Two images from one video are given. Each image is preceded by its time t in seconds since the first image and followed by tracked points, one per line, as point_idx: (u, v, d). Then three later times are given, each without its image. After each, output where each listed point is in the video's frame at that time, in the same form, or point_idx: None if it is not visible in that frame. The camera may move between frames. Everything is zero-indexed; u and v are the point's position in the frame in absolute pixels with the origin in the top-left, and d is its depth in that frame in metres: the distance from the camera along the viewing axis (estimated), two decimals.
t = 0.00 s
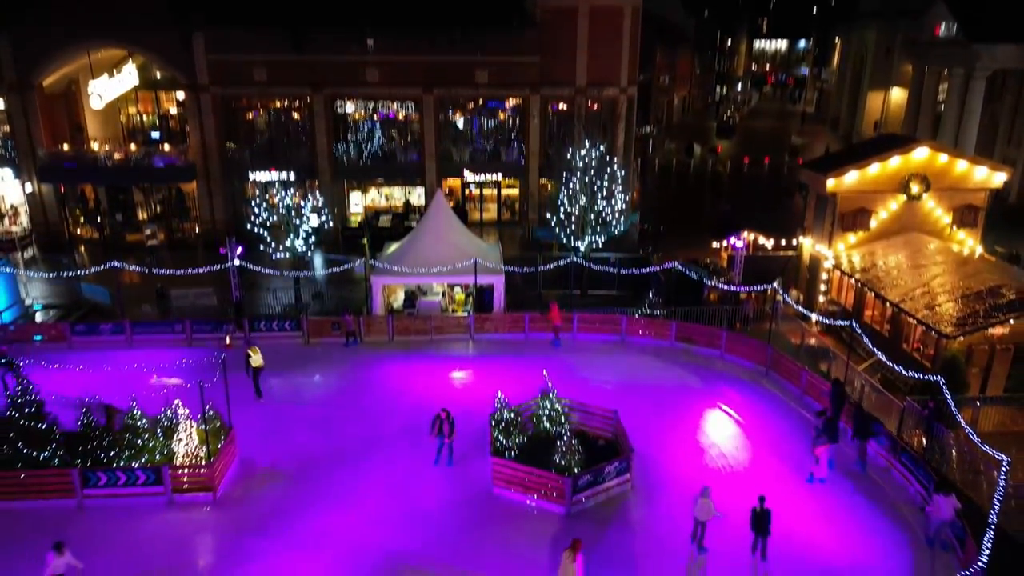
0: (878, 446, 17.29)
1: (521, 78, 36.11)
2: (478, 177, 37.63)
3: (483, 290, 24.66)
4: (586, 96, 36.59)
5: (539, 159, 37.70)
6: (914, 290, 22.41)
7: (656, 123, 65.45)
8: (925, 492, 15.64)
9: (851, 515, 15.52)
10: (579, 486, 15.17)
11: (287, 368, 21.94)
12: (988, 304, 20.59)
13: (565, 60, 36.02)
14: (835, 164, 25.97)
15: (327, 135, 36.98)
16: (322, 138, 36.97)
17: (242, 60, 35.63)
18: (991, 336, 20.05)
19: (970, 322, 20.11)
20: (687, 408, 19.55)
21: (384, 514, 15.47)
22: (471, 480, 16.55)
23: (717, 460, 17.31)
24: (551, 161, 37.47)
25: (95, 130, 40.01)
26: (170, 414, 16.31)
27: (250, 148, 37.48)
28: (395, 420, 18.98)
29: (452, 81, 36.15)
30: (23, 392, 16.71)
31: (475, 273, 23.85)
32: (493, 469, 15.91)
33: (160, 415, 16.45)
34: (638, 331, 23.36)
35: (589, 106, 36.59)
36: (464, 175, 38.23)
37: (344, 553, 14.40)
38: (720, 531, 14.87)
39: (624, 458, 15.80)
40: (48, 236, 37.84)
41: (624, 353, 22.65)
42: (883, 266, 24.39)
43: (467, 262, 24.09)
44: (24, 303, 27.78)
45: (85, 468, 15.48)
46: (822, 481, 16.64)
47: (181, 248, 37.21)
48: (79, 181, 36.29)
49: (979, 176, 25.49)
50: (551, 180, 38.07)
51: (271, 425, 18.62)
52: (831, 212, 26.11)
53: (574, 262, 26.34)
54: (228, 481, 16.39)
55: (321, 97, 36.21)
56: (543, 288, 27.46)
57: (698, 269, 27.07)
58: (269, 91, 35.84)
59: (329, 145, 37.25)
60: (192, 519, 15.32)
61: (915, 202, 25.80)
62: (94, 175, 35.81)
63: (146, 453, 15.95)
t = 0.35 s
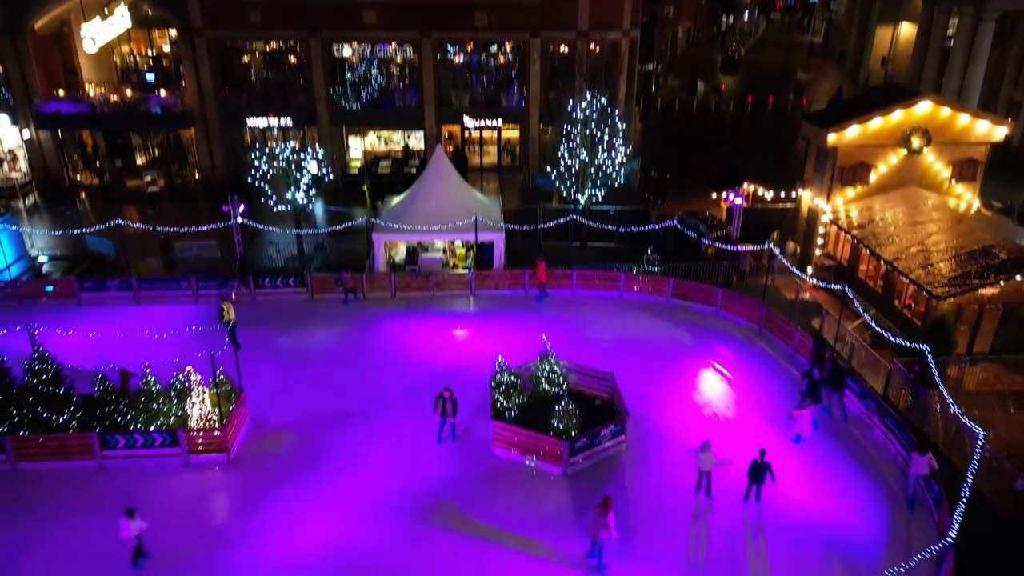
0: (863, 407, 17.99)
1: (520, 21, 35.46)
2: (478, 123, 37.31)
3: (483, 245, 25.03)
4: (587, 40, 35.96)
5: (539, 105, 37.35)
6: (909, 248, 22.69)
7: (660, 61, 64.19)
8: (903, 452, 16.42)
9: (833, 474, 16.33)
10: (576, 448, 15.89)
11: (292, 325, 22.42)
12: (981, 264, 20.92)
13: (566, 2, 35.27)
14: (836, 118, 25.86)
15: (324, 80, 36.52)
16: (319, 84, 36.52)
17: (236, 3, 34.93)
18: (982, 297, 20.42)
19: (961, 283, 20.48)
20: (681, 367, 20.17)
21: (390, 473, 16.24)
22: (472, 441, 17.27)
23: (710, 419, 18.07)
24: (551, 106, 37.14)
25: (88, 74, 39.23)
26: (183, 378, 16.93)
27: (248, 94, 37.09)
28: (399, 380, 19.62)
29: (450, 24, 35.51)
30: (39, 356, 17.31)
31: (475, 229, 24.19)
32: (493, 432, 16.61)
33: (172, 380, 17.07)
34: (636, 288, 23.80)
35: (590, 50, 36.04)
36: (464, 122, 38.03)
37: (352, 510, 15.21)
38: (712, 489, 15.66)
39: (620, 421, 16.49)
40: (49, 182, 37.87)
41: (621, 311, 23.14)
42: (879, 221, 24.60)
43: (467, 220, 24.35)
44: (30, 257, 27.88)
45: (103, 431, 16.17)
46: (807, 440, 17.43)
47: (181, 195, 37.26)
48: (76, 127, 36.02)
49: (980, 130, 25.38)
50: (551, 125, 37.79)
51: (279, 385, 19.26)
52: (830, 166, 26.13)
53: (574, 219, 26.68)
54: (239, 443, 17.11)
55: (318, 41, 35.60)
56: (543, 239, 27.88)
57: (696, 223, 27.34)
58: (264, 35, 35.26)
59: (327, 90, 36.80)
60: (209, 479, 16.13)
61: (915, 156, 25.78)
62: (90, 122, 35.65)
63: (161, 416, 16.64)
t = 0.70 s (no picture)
0: (850, 370, 18.60)
1: None
2: (478, 73, 36.98)
3: (483, 205, 25.33)
4: None
5: (539, 53, 36.92)
6: (904, 208, 22.93)
7: None
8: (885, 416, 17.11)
9: (818, 437, 17.02)
10: (573, 413, 16.57)
11: (296, 286, 22.83)
12: (974, 227, 21.24)
13: None
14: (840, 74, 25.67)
15: (322, 29, 36.06)
16: (317, 32, 36.07)
17: None
18: (974, 261, 20.81)
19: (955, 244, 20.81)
20: (676, 329, 20.71)
21: (395, 436, 16.95)
22: (474, 403, 17.94)
23: (703, 380, 18.74)
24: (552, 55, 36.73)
25: (82, 21, 39.11)
26: (194, 345, 17.55)
27: (245, 44, 36.65)
28: (403, 341, 20.20)
29: None
30: (54, 323, 17.87)
31: (476, 190, 24.49)
32: (494, 396, 17.30)
33: (185, 346, 17.67)
34: (634, 248, 24.21)
35: None
36: (464, 71, 37.32)
37: (359, 473, 15.92)
38: (704, 452, 16.36)
39: (616, 387, 17.14)
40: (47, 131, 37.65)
41: (619, 272, 23.57)
42: (878, 180, 24.74)
43: (468, 180, 24.70)
44: (35, 212, 28.08)
45: (120, 397, 16.89)
46: (794, 403, 18.07)
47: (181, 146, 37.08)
48: (73, 78, 35.70)
49: (983, 87, 25.25)
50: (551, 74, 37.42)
51: (286, 348, 19.82)
52: (831, 124, 26.09)
53: (575, 177, 27.10)
54: (250, 405, 17.83)
55: None
56: (543, 195, 28.19)
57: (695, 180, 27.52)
58: None
59: (325, 39, 36.37)
60: (221, 440, 16.87)
61: (916, 113, 25.73)
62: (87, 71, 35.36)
63: (175, 382, 17.32)
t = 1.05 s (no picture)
0: (838, 330, 19.24)
1: None
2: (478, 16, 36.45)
3: (484, 160, 25.55)
4: None
5: None
6: (900, 165, 23.12)
7: None
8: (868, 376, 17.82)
9: (805, 396, 17.73)
10: (569, 374, 17.29)
11: (300, 244, 23.27)
12: (968, 186, 21.48)
13: None
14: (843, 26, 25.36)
15: None
16: None
17: None
18: (966, 220, 21.15)
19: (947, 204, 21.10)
20: (671, 287, 21.26)
21: (400, 395, 17.72)
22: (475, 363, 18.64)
23: (697, 338, 19.41)
24: None
25: None
26: (204, 307, 18.18)
27: None
28: (406, 301, 20.80)
29: None
30: (68, 287, 18.41)
31: (476, 146, 24.65)
32: (495, 357, 18.01)
33: (196, 309, 18.28)
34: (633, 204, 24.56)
35: None
36: (463, 14, 36.75)
37: (368, 432, 16.74)
38: (702, 406, 17.32)
39: (612, 349, 17.81)
40: (42, 76, 37.17)
41: (617, 228, 23.94)
42: (877, 135, 24.83)
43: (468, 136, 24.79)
44: (38, 164, 28.31)
45: (136, 358, 17.56)
46: (783, 361, 18.76)
47: (179, 91, 36.80)
48: (67, 21, 35.15)
49: (987, 39, 24.93)
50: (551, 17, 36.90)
51: (294, 307, 20.46)
52: (832, 76, 25.95)
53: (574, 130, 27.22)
54: (260, 365, 18.58)
55: None
56: (543, 148, 28.32)
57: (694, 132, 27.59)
58: None
59: None
60: (233, 401, 17.65)
61: (919, 66, 25.56)
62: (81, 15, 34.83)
63: (188, 344, 18.00)
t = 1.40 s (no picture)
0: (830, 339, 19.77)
1: None
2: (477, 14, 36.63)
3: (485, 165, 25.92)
4: None
5: None
6: (894, 172, 23.50)
7: None
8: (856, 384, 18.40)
9: (797, 404, 18.28)
10: (569, 385, 17.82)
11: (304, 250, 23.72)
12: (960, 195, 21.87)
13: None
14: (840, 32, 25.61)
15: None
16: None
17: None
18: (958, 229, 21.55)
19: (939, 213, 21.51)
20: (668, 294, 21.78)
21: (404, 404, 18.28)
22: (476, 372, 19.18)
23: (693, 346, 19.96)
24: None
25: None
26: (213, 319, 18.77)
27: None
28: (409, 308, 21.32)
29: None
30: (80, 299, 18.90)
31: (478, 151, 24.96)
32: (495, 367, 18.55)
33: (204, 321, 18.81)
34: (632, 209, 24.96)
35: None
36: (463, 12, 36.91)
37: (371, 442, 17.30)
38: (705, 407, 18.07)
39: (609, 360, 18.33)
40: (46, 74, 37.35)
41: (615, 234, 24.39)
42: (873, 140, 25.19)
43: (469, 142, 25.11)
44: (44, 167, 28.66)
45: (147, 370, 18.13)
46: (774, 369, 19.33)
47: (181, 90, 37.02)
48: (70, 21, 35.29)
49: (982, 45, 25.18)
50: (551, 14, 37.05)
51: (300, 315, 21.00)
52: (829, 81, 26.24)
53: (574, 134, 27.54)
54: (268, 374, 19.14)
55: None
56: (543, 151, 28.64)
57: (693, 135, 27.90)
58: None
59: None
60: (241, 410, 18.20)
61: (914, 71, 25.84)
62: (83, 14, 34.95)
63: (198, 355, 18.60)
